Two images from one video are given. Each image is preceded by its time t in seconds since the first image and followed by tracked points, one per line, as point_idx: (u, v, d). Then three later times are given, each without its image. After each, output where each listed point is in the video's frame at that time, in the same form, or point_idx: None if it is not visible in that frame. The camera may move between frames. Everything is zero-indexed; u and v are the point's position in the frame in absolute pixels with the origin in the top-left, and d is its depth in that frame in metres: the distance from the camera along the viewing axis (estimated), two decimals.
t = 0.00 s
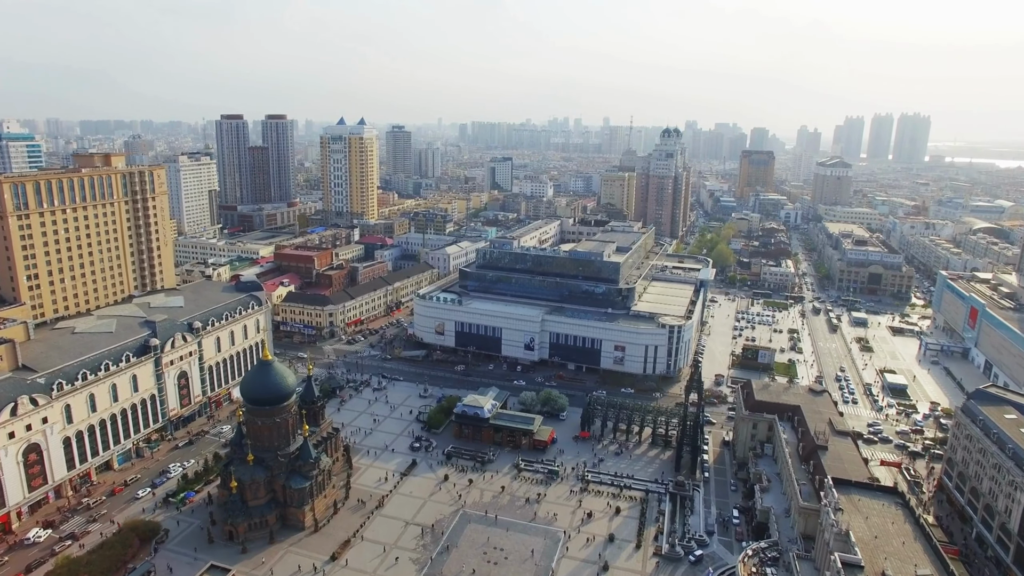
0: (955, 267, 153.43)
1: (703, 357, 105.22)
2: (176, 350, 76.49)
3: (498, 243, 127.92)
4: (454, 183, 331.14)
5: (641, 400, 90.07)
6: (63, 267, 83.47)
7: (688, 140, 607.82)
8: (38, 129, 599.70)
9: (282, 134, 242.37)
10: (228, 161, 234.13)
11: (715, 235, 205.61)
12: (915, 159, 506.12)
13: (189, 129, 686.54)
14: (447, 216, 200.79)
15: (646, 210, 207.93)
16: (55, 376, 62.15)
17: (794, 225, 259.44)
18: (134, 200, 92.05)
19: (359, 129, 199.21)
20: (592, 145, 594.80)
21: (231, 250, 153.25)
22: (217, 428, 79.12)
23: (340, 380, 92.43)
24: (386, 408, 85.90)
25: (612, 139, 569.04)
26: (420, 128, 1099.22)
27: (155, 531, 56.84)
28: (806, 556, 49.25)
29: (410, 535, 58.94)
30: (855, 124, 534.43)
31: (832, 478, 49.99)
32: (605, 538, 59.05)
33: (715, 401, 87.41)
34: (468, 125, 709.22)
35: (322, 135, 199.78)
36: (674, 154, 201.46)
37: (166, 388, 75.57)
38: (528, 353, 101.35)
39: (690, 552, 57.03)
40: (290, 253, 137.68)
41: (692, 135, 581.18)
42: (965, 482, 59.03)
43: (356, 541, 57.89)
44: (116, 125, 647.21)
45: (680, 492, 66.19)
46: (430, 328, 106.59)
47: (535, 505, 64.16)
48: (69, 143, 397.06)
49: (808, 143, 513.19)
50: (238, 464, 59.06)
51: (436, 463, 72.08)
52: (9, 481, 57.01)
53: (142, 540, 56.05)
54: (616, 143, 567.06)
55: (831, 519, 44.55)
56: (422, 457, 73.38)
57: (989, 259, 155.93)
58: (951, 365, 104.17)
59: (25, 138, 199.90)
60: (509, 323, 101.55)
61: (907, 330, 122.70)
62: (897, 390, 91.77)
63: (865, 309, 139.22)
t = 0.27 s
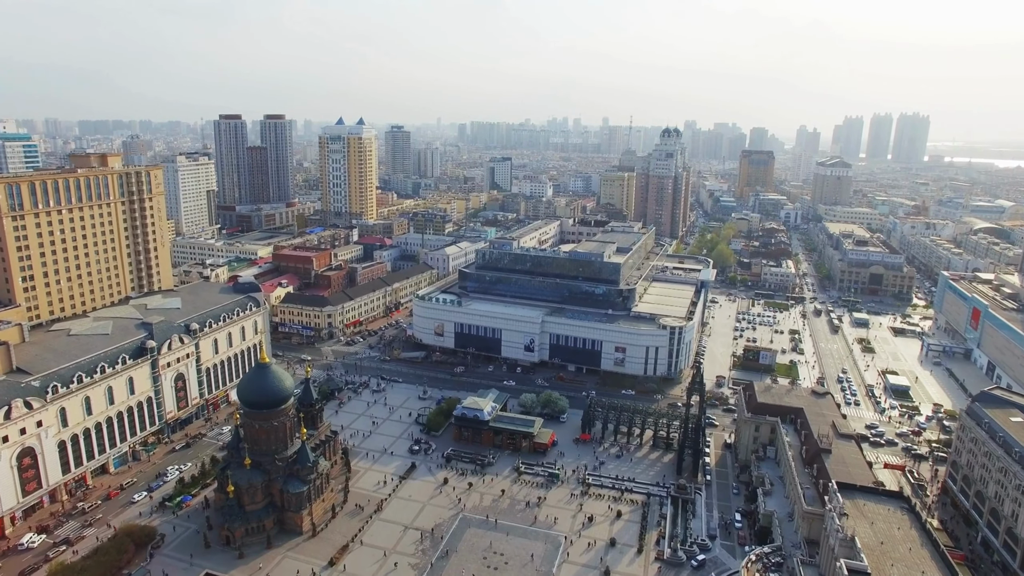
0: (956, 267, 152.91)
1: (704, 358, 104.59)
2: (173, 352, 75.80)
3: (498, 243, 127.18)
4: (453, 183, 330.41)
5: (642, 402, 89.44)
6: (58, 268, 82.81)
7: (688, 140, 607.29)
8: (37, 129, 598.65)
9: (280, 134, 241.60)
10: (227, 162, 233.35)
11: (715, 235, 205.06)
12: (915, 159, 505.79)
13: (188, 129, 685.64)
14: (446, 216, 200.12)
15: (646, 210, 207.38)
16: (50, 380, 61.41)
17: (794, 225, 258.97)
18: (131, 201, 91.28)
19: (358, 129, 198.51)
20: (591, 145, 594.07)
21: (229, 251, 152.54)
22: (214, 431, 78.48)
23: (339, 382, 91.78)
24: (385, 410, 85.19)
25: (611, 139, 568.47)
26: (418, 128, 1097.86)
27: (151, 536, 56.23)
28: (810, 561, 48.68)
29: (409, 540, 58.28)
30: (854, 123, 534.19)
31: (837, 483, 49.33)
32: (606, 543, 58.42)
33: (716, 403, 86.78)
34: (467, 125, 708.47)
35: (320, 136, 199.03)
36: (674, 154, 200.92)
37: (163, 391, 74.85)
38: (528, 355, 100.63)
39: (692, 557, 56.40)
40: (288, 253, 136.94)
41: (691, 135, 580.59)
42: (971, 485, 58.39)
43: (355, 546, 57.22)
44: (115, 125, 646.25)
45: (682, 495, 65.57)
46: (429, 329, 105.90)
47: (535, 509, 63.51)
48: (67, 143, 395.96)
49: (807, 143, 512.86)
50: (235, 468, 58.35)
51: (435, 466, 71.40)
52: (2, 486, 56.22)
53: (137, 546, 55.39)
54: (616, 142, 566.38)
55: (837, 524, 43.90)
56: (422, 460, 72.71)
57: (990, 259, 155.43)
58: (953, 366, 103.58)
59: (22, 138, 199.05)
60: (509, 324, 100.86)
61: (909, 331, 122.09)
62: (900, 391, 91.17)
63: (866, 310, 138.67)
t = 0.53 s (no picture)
0: (957, 267, 152.42)
1: (705, 360, 104.04)
2: (170, 353, 75.16)
3: (498, 243, 126.60)
4: (453, 183, 329.90)
5: (643, 403, 88.89)
6: (54, 269, 82.27)
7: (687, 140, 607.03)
8: (35, 129, 597.96)
9: (279, 134, 241.03)
10: (226, 162, 232.76)
11: (715, 235, 204.57)
12: (914, 159, 505.41)
13: (187, 129, 684.80)
14: (446, 216, 199.59)
15: (646, 210, 206.93)
16: (45, 382, 60.77)
17: (794, 225, 258.60)
18: (128, 201, 90.62)
19: (357, 129, 197.91)
20: (590, 145, 593.57)
21: (228, 252, 151.93)
22: (212, 434, 77.85)
23: (338, 383, 91.21)
24: (384, 412, 84.60)
25: (610, 139, 568.19)
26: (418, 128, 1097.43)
27: (147, 540, 55.67)
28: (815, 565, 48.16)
29: (408, 544, 57.70)
30: (853, 123, 533.96)
31: (841, 487, 48.74)
32: (608, 547, 57.84)
33: (718, 405, 86.22)
34: (466, 125, 707.91)
35: (319, 135, 198.41)
36: (674, 154, 200.53)
37: (160, 393, 74.23)
38: (527, 356, 100.06)
39: (694, 561, 55.82)
40: (287, 254, 136.36)
41: (690, 135, 580.23)
42: (975, 489, 57.84)
43: (354, 550, 56.65)
44: (114, 125, 645.45)
45: (684, 498, 65.03)
46: (428, 331, 105.32)
47: (536, 512, 62.92)
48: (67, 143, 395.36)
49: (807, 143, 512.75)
50: (232, 471, 57.74)
51: (435, 469, 70.83)
52: None
53: (133, 550, 54.81)
54: (615, 142, 566.04)
55: (842, 529, 43.32)
56: (421, 463, 72.13)
57: (991, 260, 154.96)
58: (955, 367, 103.11)
59: (20, 138, 198.42)
60: (509, 326, 100.25)
61: (910, 332, 121.62)
62: (902, 392, 90.65)
63: (867, 310, 138.20)
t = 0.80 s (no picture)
0: (959, 268, 151.89)
1: (707, 361, 103.44)
2: (167, 356, 74.45)
3: (498, 244, 125.90)
4: (452, 183, 329.08)
5: (644, 406, 88.23)
6: (51, 271, 81.58)
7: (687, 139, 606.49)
8: (34, 129, 597.00)
9: (278, 134, 240.31)
10: (224, 162, 232.02)
11: (715, 235, 204.02)
12: (914, 159, 504.88)
13: (186, 129, 683.88)
14: (446, 217, 198.95)
15: (646, 210, 206.39)
16: (40, 386, 60.04)
17: (794, 225, 258.14)
18: (124, 202, 89.88)
19: (356, 129, 197.20)
20: (590, 145, 593.01)
21: (226, 252, 151.16)
22: (209, 437, 77.13)
23: (336, 385, 90.54)
24: (383, 415, 83.94)
25: (610, 139, 567.71)
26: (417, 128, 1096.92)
27: (142, 546, 55.05)
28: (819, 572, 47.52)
29: (407, 549, 57.03)
30: (853, 123, 533.63)
31: (846, 491, 48.07)
32: (609, 552, 57.17)
33: (719, 407, 85.58)
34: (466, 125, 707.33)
35: (318, 135, 197.75)
36: (674, 154, 200.03)
37: (157, 396, 73.49)
38: (528, 358, 99.42)
39: (697, 566, 55.18)
40: (286, 254, 135.72)
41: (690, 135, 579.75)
42: (981, 493, 57.20)
43: (352, 555, 55.97)
44: (112, 125, 644.57)
45: (685, 502, 64.39)
46: (428, 332, 104.68)
47: (536, 516, 62.22)
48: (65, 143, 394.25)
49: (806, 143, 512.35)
50: (229, 476, 57.03)
51: (434, 472, 70.17)
52: None
53: (129, 556, 54.13)
54: (615, 142, 565.52)
55: (847, 535, 42.63)
56: (420, 466, 71.46)
57: (993, 260, 154.34)
58: (958, 369, 102.54)
59: (17, 138, 197.70)
60: (509, 327, 99.58)
61: (913, 333, 121.06)
62: (905, 395, 90.09)
63: (868, 311, 137.64)
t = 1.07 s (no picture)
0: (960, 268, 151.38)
1: (708, 363, 102.83)
2: (164, 358, 73.73)
3: (497, 245, 125.23)
4: (451, 183, 328.28)
5: (645, 408, 87.56)
6: (46, 272, 80.81)
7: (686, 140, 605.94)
8: (32, 129, 595.79)
9: (277, 135, 239.54)
10: (223, 162, 231.19)
11: (716, 236, 203.42)
12: (914, 159, 504.38)
13: (185, 129, 682.74)
14: (445, 217, 198.29)
15: (646, 211, 205.80)
16: (34, 389, 59.29)
17: (794, 225, 257.66)
18: (120, 202, 89.11)
19: (355, 129, 196.52)
20: (589, 145, 592.25)
21: (224, 253, 150.38)
22: (206, 440, 76.40)
23: (335, 388, 89.81)
24: (381, 417, 83.26)
25: (609, 139, 567.09)
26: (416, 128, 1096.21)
27: (138, 552, 54.11)
28: None
29: (406, 554, 56.34)
30: (852, 123, 533.29)
31: (851, 496, 47.39)
32: (610, 557, 56.48)
33: (721, 410, 84.95)
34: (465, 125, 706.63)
35: (317, 136, 197.02)
36: (674, 155, 199.47)
37: (153, 399, 72.75)
38: (528, 359, 98.77)
39: (700, 571, 54.51)
40: (284, 255, 135.03)
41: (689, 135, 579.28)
42: (987, 497, 56.55)
43: (351, 561, 55.28)
44: (111, 125, 643.57)
45: (687, 506, 63.73)
46: (427, 334, 104.02)
47: (537, 521, 61.52)
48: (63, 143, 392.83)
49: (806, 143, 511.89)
50: (225, 480, 56.29)
51: (433, 476, 69.47)
52: None
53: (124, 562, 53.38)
54: (614, 142, 564.98)
55: (853, 542, 41.93)
56: (419, 470, 70.77)
57: (994, 261, 153.78)
58: (960, 370, 101.98)
59: (14, 138, 196.85)
60: (509, 329, 98.93)
61: (914, 334, 120.53)
62: (907, 397, 89.54)
63: (870, 312, 137.06)
